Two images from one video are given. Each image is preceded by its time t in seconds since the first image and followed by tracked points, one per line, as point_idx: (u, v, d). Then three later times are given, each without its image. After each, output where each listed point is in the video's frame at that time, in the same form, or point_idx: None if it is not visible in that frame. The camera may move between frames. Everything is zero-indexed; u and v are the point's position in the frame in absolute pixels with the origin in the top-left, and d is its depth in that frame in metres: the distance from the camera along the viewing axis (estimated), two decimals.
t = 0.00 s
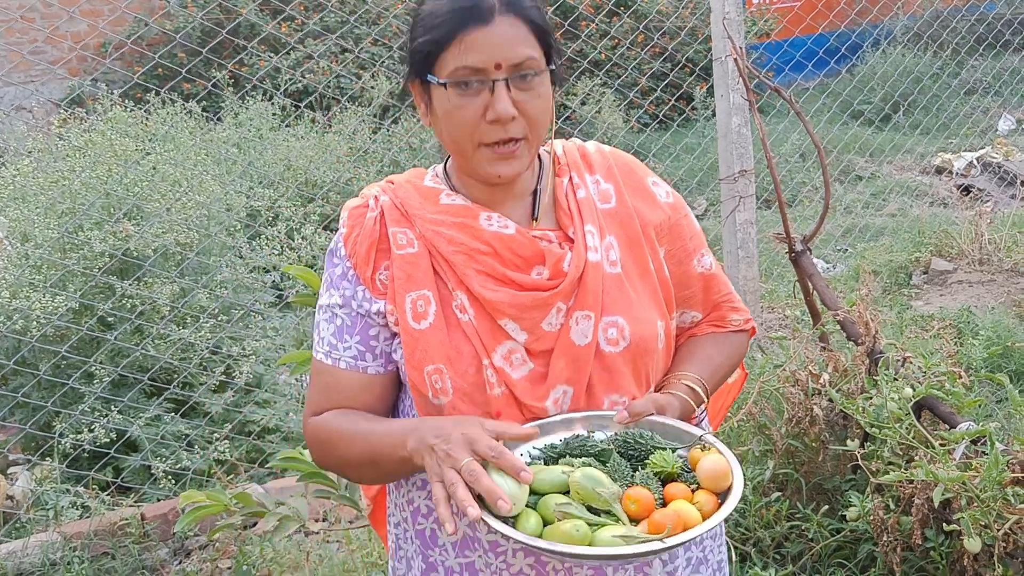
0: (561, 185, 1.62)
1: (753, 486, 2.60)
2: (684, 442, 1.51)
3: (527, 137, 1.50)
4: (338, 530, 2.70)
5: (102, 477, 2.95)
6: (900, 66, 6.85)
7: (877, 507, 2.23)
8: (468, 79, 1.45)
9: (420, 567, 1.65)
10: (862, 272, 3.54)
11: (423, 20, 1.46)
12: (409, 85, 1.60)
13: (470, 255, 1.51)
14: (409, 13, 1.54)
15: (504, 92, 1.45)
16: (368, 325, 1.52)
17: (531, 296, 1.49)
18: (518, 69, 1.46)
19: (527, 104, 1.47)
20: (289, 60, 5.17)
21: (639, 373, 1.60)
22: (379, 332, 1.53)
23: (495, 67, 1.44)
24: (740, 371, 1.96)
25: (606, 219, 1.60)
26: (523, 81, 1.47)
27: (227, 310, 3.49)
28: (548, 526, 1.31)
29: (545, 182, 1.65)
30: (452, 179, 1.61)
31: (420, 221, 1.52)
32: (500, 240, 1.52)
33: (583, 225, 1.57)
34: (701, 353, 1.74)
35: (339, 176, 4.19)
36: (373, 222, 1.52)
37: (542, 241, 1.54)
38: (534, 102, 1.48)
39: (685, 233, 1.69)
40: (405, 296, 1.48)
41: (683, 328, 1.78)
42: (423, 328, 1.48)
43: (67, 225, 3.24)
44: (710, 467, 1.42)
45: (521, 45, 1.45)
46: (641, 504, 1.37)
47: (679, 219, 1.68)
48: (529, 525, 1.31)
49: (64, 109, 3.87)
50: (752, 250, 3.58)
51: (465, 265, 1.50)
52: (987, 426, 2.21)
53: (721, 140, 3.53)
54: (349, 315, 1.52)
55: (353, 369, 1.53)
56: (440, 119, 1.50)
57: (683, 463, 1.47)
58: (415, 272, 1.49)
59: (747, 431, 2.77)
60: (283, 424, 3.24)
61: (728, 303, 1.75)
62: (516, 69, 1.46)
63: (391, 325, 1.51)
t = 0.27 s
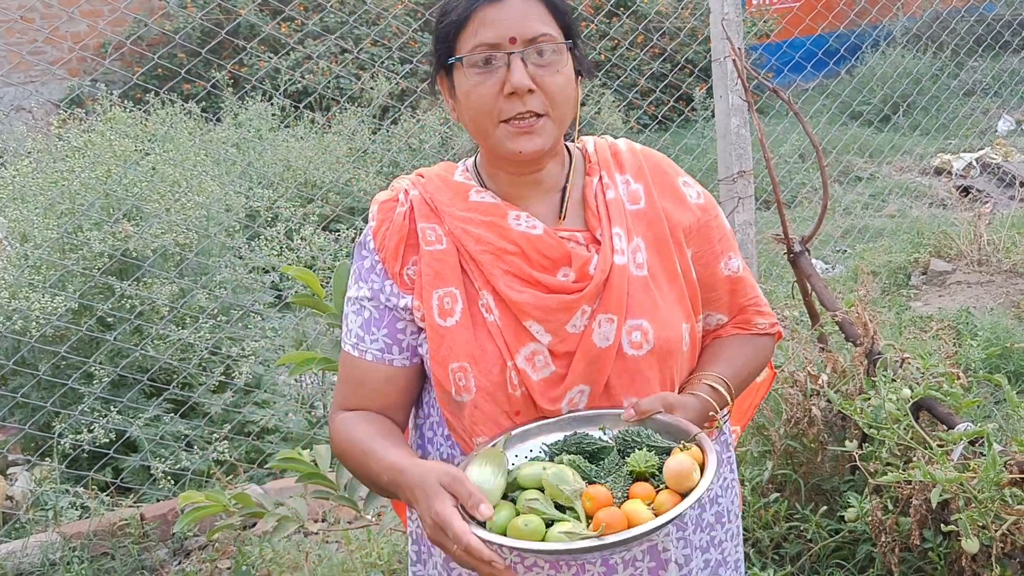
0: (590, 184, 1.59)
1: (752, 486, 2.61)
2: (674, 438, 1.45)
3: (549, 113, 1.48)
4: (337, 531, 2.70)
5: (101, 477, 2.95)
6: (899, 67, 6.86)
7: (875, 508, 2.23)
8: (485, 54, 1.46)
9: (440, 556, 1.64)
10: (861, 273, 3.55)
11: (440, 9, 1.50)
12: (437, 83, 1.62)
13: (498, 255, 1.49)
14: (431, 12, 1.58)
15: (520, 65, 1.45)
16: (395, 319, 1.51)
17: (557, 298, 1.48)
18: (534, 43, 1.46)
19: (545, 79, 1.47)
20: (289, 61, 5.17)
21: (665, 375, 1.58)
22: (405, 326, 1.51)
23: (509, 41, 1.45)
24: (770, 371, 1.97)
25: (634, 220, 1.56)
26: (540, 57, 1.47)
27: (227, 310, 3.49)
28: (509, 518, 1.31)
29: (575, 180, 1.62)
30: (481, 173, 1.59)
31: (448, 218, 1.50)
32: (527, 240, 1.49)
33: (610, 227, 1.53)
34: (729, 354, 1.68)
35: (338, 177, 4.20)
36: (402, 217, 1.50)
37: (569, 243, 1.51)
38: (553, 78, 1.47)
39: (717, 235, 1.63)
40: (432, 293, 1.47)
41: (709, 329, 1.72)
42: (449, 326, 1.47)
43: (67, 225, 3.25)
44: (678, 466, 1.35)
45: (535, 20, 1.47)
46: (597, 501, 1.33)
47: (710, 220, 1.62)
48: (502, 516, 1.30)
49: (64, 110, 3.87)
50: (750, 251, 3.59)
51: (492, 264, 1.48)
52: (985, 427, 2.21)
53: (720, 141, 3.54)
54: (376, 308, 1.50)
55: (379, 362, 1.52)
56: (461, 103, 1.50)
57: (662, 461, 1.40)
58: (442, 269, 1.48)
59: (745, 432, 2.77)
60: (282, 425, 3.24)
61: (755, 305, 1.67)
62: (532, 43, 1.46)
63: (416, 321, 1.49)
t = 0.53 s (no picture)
0: (607, 179, 1.60)
1: (751, 482, 2.62)
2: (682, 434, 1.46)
3: (564, 104, 1.48)
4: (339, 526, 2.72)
5: (104, 474, 2.97)
6: (900, 66, 6.87)
7: (873, 503, 2.25)
8: (502, 46, 1.48)
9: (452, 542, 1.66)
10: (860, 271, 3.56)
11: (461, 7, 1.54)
12: (459, 78, 1.65)
13: (515, 247, 1.50)
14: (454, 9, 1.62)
15: (536, 56, 1.47)
16: (410, 310, 1.52)
17: (572, 291, 1.49)
18: (549, 36, 1.48)
19: (561, 70, 1.47)
20: (290, 59, 5.19)
21: (681, 369, 1.59)
22: (420, 317, 1.53)
23: (525, 33, 1.47)
24: (777, 373, 1.91)
25: (649, 215, 1.57)
26: (555, 48, 1.48)
27: (229, 307, 3.50)
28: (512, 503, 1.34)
29: (592, 175, 1.63)
30: (500, 167, 1.61)
31: (467, 210, 1.52)
32: (544, 233, 1.50)
33: (626, 221, 1.54)
34: (742, 350, 1.68)
35: (339, 175, 4.21)
36: (421, 208, 1.52)
37: (585, 236, 1.53)
38: (568, 70, 1.48)
39: (732, 232, 1.63)
40: (450, 284, 1.49)
41: (721, 326, 1.72)
42: (466, 317, 1.48)
43: (69, 223, 3.26)
44: (679, 459, 1.36)
45: (551, 13, 1.49)
46: (597, 491, 1.34)
47: (726, 217, 1.62)
48: (505, 501, 1.32)
49: (66, 108, 3.88)
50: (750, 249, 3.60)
51: (509, 256, 1.50)
52: (983, 423, 2.23)
53: (720, 139, 3.55)
54: (392, 300, 1.52)
55: (394, 352, 1.53)
56: (480, 95, 1.52)
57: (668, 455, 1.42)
58: (460, 260, 1.49)
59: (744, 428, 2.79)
60: (284, 422, 3.26)
61: (768, 302, 1.68)
62: (547, 35, 1.48)
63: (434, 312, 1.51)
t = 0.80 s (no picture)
0: (606, 183, 1.61)
1: (749, 484, 2.63)
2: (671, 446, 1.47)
3: (564, 106, 1.49)
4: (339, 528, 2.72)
5: (104, 475, 2.98)
6: (898, 69, 6.89)
7: (871, 505, 2.26)
8: (502, 49, 1.49)
9: (451, 546, 1.67)
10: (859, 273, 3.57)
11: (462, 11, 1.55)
12: (460, 83, 1.65)
13: (516, 248, 1.50)
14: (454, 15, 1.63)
15: (535, 58, 1.48)
16: (403, 313, 1.53)
17: (573, 291, 1.49)
18: (549, 39, 1.49)
19: (561, 72, 1.49)
20: (290, 62, 5.20)
21: (680, 369, 1.60)
22: (413, 320, 1.53)
23: (525, 36, 1.48)
24: (771, 384, 1.91)
25: (648, 218, 1.58)
26: (555, 52, 1.49)
27: (229, 309, 3.51)
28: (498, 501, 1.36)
29: (590, 179, 1.64)
30: (500, 171, 1.62)
31: (468, 212, 1.52)
32: (545, 234, 1.51)
33: (625, 223, 1.56)
34: (737, 355, 1.70)
35: (339, 177, 4.23)
36: (423, 210, 1.53)
37: (585, 238, 1.53)
38: (568, 72, 1.49)
39: (726, 238, 1.65)
40: (452, 285, 1.49)
41: (716, 332, 1.74)
42: (468, 318, 1.49)
43: (70, 225, 3.27)
44: (662, 472, 1.37)
45: (550, 17, 1.50)
46: (578, 498, 1.36)
47: (721, 223, 1.65)
48: (492, 499, 1.34)
49: (66, 111, 3.89)
50: (749, 251, 3.61)
51: (511, 257, 1.50)
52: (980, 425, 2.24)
53: (719, 142, 3.56)
54: (386, 302, 1.53)
55: (385, 352, 1.54)
56: (480, 98, 1.52)
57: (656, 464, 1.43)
58: (462, 262, 1.50)
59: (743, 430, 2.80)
60: (284, 423, 3.26)
61: (761, 308, 1.70)
62: (547, 38, 1.49)
63: (434, 314, 1.52)
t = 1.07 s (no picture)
0: (601, 184, 1.62)
1: (753, 483, 2.64)
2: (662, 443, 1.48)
3: (561, 109, 1.51)
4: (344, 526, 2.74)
5: (110, 473, 2.99)
6: (899, 69, 6.90)
7: (874, 503, 2.27)
8: (501, 52, 1.50)
9: (448, 544, 1.68)
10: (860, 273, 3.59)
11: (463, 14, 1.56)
12: (459, 83, 1.67)
13: (514, 246, 1.52)
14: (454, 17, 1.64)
15: (533, 62, 1.49)
16: (396, 310, 1.54)
17: (570, 288, 1.51)
18: (547, 43, 1.50)
19: (558, 76, 1.50)
20: (293, 62, 5.21)
21: (676, 368, 1.61)
22: (406, 317, 1.54)
23: (524, 40, 1.49)
24: (762, 388, 1.93)
25: (643, 218, 1.60)
26: (553, 56, 1.50)
27: (233, 309, 3.52)
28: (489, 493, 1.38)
29: (586, 180, 1.66)
30: (498, 171, 1.63)
31: (466, 211, 1.54)
32: (542, 232, 1.53)
33: (621, 223, 1.57)
34: (731, 355, 1.72)
35: (342, 178, 4.24)
36: (421, 208, 1.54)
37: (582, 236, 1.55)
38: (565, 76, 1.51)
39: (720, 239, 1.67)
40: (451, 283, 1.50)
41: (709, 333, 1.76)
42: (467, 316, 1.50)
43: (75, 225, 3.28)
44: (650, 469, 1.38)
45: (548, 22, 1.51)
46: (567, 491, 1.37)
47: (714, 225, 1.66)
48: (482, 491, 1.36)
49: (70, 111, 3.90)
50: (751, 251, 3.62)
51: (509, 255, 1.51)
52: (982, 424, 2.25)
53: (721, 142, 3.57)
54: (380, 298, 1.54)
55: (378, 347, 1.56)
56: (479, 99, 1.54)
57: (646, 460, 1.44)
58: (460, 260, 1.51)
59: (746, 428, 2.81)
60: (288, 422, 3.28)
61: (755, 309, 1.72)
62: (545, 43, 1.50)
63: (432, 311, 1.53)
